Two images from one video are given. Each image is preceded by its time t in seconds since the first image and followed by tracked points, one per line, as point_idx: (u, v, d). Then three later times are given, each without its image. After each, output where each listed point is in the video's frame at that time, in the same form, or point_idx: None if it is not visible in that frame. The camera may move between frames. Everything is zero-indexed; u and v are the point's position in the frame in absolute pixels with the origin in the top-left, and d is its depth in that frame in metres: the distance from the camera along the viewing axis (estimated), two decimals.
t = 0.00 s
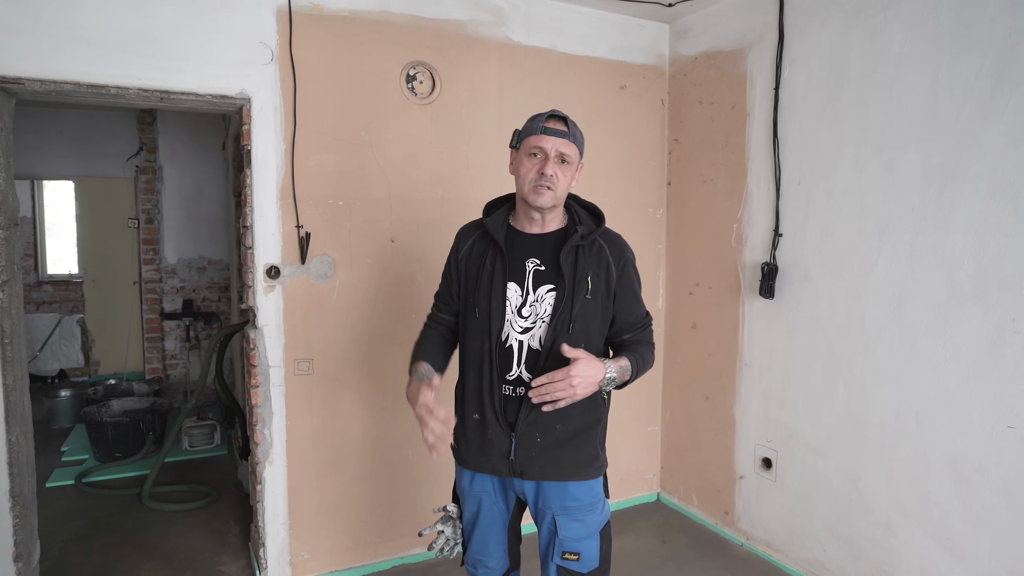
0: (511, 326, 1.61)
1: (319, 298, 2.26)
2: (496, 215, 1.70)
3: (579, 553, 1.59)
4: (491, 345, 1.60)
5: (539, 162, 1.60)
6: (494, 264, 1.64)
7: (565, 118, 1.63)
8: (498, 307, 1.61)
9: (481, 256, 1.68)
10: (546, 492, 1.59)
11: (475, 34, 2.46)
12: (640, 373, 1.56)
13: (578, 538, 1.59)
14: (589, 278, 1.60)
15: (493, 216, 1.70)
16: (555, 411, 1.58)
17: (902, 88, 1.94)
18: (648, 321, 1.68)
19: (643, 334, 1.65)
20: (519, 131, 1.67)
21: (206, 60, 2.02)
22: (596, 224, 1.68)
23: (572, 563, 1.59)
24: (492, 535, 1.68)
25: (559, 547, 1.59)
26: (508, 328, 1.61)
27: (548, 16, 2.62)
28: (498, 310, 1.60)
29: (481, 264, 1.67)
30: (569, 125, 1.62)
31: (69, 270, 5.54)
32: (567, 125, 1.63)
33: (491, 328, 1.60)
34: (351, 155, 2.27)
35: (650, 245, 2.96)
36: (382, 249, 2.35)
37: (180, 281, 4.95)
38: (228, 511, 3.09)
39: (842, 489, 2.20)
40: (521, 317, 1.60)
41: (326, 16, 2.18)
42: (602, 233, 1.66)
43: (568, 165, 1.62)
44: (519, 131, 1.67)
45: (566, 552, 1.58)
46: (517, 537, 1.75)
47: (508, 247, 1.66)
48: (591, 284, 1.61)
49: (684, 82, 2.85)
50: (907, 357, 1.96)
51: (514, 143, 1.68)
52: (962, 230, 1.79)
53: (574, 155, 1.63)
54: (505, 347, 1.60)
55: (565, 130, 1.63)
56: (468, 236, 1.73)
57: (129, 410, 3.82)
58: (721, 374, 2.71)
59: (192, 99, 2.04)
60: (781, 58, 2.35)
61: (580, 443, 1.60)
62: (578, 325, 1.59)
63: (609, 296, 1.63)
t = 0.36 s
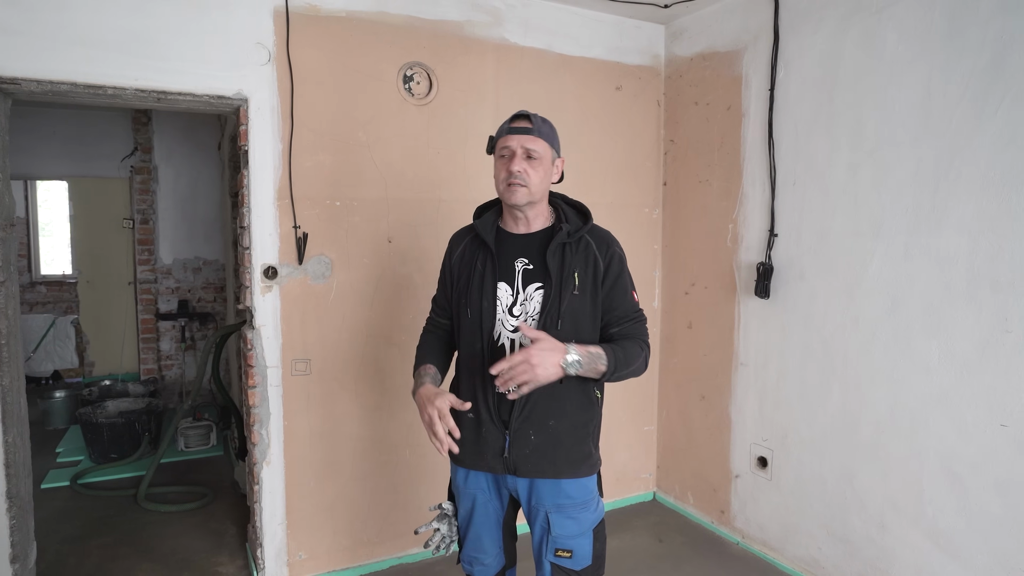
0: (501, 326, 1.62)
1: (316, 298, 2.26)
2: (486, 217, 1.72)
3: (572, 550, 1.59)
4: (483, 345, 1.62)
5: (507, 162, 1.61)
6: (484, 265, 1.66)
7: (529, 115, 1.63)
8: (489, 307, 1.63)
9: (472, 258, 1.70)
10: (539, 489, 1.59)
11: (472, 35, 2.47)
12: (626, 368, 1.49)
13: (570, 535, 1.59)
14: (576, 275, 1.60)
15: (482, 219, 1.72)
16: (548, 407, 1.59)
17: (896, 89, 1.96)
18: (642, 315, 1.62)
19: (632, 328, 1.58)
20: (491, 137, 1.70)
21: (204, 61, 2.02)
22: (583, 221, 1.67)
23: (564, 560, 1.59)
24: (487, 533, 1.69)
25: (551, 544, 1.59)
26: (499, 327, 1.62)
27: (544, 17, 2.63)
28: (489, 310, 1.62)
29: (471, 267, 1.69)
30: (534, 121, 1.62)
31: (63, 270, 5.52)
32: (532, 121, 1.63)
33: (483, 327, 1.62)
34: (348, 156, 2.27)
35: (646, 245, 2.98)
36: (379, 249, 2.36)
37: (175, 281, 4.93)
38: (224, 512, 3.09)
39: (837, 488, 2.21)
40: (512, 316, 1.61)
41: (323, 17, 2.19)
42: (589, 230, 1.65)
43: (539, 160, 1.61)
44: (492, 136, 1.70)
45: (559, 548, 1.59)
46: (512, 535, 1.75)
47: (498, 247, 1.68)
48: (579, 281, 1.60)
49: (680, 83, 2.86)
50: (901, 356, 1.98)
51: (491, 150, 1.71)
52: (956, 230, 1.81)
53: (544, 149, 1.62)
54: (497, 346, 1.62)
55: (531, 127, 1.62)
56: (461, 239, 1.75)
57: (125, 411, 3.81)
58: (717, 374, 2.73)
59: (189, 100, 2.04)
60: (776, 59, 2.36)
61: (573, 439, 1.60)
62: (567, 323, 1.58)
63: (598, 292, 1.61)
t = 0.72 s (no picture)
0: (485, 322, 1.66)
1: (312, 298, 2.26)
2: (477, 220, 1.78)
3: (555, 551, 1.55)
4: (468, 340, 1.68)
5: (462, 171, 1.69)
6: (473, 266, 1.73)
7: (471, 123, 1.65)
8: (475, 305, 1.69)
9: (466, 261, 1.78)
10: (524, 486, 1.58)
11: (468, 36, 2.47)
12: (557, 326, 1.33)
13: (552, 536, 1.55)
14: (546, 266, 1.57)
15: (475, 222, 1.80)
16: (526, 402, 1.57)
17: (889, 91, 1.97)
18: (606, 295, 1.46)
19: (589, 304, 1.43)
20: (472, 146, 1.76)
21: (199, 61, 2.01)
22: (563, 215, 1.64)
23: (548, 560, 1.56)
24: (479, 526, 1.70)
25: (535, 544, 1.57)
26: (483, 324, 1.66)
27: (540, 18, 2.63)
28: (473, 308, 1.69)
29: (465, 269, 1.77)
30: (473, 128, 1.64)
31: (57, 270, 5.48)
32: (472, 129, 1.64)
33: (470, 324, 1.69)
34: (344, 156, 2.27)
35: (641, 245, 2.98)
36: (375, 249, 2.36)
37: (170, 282, 4.91)
38: (219, 513, 3.08)
39: (831, 487, 2.23)
40: (494, 313, 1.64)
41: (319, 17, 2.19)
42: (567, 223, 1.61)
43: (477, 163, 1.61)
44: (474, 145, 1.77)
45: (542, 548, 1.56)
46: (507, 530, 1.77)
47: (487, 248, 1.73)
48: (548, 271, 1.56)
49: (675, 84, 2.87)
50: (895, 356, 1.99)
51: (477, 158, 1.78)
52: (948, 230, 1.83)
53: (482, 152, 1.61)
54: (480, 343, 1.65)
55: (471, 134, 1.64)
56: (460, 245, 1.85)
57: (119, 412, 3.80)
58: (712, 373, 2.74)
59: (185, 100, 2.04)
60: (770, 60, 2.37)
61: (552, 434, 1.56)
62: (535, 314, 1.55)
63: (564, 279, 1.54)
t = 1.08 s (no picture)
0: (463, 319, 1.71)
1: (306, 298, 2.25)
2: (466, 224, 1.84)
3: (532, 553, 1.54)
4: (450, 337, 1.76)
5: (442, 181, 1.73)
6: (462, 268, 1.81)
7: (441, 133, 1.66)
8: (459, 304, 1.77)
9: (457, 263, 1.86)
10: (501, 485, 1.58)
11: (463, 35, 2.47)
12: (483, 327, 1.39)
13: (530, 538, 1.54)
14: (509, 264, 1.58)
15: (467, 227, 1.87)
16: (492, 399, 1.59)
17: (882, 91, 1.98)
18: (548, 293, 1.44)
19: (530, 304, 1.43)
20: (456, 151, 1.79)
21: (193, 60, 2.00)
22: (533, 212, 1.62)
23: (526, 561, 1.54)
24: (468, 521, 1.72)
25: (514, 544, 1.56)
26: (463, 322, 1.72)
27: (535, 18, 2.64)
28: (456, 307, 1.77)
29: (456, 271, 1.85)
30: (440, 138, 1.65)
31: (48, 270, 5.50)
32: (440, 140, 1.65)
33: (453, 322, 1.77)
34: (339, 156, 2.27)
35: (636, 245, 2.99)
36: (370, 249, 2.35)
37: (164, 282, 4.89)
38: (214, 514, 3.07)
39: (825, 485, 2.24)
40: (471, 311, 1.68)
41: (313, 17, 2.18)
42: (535, 220, 1.59)
43: (448, 174, 1.63)
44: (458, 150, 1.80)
45: (520, 549, 1.55)
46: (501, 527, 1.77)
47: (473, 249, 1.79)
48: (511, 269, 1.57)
49: (669, 84, 2.88)
50: (888, 355, 2.01)
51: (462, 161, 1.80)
52: (941, 230, 1.84)
53: (448, 163, 1.62)
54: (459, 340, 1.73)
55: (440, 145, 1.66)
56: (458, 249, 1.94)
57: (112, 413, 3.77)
58: (707, 373, 2.75)
59: (178, 100, 2.03)
60: (764, 61, 2.38)
61: (514, 432, 1.55)
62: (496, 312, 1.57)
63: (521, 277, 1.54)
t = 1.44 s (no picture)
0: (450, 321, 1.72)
1: (301, 298, 2.25)
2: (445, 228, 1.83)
3: (527, 549, 1.55)
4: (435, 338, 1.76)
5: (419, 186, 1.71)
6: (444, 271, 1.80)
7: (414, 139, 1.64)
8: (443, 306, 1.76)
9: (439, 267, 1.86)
10: (495, 483, 1.58)
11: (458, 35, 2.47)
12: (488, 329, 1.39)
13: (525, 533, 1.55)
14: (499, 263, 1.57)
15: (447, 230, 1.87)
16: (486, 396, 1.58)
17: (876, 91, 1.99)
18: (546, 289, 1.46)
19: (529, 301, 1.45)
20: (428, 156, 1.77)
21: (187, 60, 2.00)
22: (518, 211, 1.62)
23: (522, 557, 1.55)
24: (459, 521, 1.71)
25: (509, 541, 1.57)
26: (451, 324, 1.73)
27: (530, 19, 2.64)
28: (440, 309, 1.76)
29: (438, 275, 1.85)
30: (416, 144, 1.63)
31: (43, 270, 5.43)
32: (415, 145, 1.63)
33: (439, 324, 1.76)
34: (334, 156, 2.27)
35: (631, 245, 3.00)
36: (365, 249, 2.35)
37: (159, 282, 4.87)
38: (209, 514, 3.06)
39: (820, 485, 2.24)
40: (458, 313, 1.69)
41: (308, 16, 2.18)
42: (522, 218, 1.59)
43: (427, 180, 1.61)
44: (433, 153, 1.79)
45: (515, 545, 1.56)
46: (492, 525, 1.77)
47: (454, 252, 1.79)
48: (501, 268, 1.57)
49: (664, 85, 2.89)
50: (882, 355, 2.01)
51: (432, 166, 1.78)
52: (935, 230, 1.85)
53: (426, 169, 1.61)
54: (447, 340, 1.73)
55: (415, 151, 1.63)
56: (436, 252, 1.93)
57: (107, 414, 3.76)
58: (702, 373, 2.76)
59: (173, 99, 2.02)
60: (759, 61, 2.39)
61: (510, 427, 1.56)
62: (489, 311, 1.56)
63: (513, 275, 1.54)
